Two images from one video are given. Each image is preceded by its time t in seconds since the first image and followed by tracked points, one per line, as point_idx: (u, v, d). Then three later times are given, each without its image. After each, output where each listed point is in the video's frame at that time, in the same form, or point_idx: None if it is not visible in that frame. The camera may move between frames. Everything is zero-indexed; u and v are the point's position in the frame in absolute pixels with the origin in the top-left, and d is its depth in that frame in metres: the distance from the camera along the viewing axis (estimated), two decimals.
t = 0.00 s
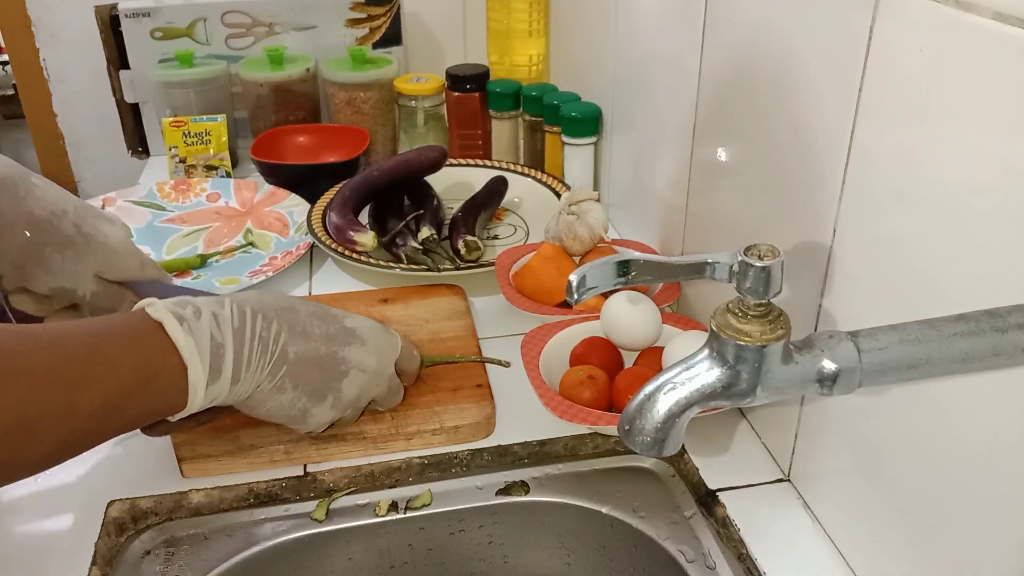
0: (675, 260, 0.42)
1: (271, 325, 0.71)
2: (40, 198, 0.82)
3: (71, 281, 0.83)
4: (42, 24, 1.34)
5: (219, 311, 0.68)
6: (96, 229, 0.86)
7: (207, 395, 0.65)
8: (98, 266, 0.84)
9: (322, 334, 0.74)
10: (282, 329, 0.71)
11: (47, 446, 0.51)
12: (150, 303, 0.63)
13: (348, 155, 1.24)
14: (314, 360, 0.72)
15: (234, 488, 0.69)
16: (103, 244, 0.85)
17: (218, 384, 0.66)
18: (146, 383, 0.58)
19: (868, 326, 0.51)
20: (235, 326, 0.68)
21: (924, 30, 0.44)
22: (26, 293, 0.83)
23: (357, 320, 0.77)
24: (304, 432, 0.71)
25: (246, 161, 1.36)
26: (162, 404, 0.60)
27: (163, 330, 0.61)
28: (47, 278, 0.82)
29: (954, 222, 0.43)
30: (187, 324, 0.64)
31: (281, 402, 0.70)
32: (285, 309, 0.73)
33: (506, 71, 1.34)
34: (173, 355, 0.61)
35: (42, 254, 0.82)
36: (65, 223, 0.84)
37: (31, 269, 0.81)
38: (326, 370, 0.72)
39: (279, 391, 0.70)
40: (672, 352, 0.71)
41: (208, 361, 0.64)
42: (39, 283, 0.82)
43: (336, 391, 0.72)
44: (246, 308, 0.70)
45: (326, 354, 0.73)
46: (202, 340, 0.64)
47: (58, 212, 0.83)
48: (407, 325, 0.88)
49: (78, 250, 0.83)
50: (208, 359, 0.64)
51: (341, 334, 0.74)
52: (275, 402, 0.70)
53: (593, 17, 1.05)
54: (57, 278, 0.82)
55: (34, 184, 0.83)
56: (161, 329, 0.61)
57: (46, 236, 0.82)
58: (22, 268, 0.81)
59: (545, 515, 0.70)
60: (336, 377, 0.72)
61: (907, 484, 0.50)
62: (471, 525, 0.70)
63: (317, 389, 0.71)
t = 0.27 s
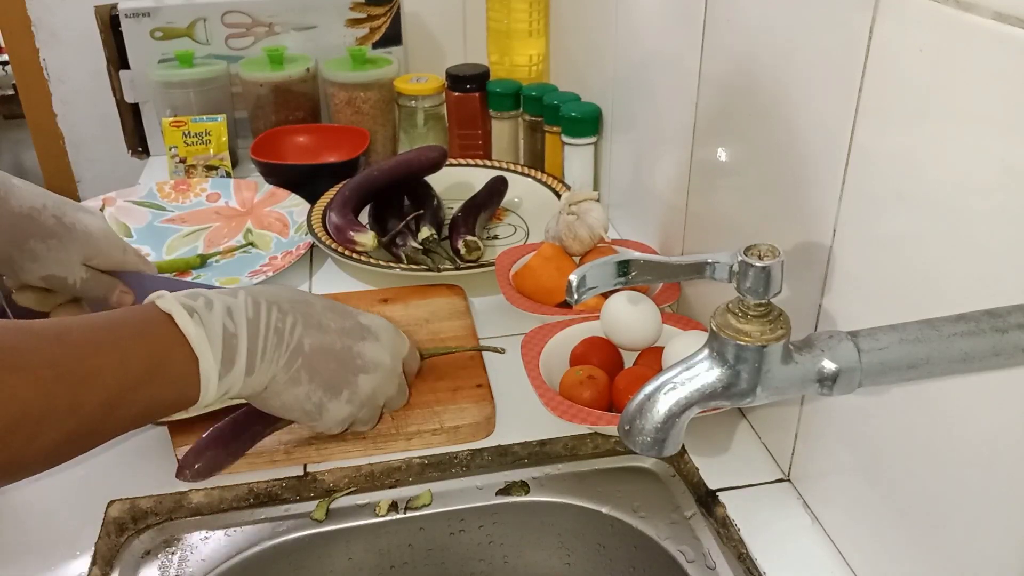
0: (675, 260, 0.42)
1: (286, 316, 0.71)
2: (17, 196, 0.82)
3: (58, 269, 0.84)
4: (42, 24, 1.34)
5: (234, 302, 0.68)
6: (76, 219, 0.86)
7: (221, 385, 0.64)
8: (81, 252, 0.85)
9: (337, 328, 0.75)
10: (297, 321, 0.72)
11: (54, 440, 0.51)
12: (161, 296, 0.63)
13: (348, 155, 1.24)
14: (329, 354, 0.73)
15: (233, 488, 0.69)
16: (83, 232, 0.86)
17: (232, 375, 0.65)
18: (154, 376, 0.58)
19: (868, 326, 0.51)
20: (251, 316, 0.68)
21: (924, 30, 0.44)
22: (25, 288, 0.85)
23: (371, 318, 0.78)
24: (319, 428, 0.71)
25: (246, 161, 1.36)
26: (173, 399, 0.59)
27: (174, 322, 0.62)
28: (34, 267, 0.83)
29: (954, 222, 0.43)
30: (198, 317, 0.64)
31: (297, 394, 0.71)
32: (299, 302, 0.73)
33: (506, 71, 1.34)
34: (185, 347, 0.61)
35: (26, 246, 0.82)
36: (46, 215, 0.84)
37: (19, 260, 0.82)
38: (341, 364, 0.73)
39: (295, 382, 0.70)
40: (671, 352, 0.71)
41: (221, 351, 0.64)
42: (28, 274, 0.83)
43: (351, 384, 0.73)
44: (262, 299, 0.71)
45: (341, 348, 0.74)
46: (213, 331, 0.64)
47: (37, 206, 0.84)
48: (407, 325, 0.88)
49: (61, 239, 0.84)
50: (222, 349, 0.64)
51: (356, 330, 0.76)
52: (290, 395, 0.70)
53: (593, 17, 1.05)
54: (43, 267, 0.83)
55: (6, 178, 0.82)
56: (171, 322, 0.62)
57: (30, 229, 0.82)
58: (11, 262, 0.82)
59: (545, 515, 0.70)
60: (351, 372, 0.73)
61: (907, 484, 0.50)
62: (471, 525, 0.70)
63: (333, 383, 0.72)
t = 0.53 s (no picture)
0: (675, 260, 0.42)
1: (280, 324, 0.70)
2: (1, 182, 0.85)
3: (35, 255, 0.83)
4: (42, 24, 1.34)
5: (227, 310, 0.67)
6: (58, 209, 0.88)
7: (211, 395, 0.64)
8: (63, 242, 0.85)
9: (332, 336, 0.74)
10: (291, 330, 0.71)
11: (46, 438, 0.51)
12: (155, 300, 0.63)
13: (348, 155, 1.24)
14: (324, 362, 0.72)
15: (234, 488, 0.69)
16: (66, 221, 0.87)
17: (222, 384, 0.64)
18: (150, 378, 0.58)
19: (868, 326, 0.51)
20: (243, 325, 0.68)
21: (924, 30, 0.44)
22: None
23: (368, 323, 0.77)
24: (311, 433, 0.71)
25: (246, 160, 1.36)
26: (169, 402, 0.59)
27: (167, 327, 0.61)
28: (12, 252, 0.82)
29: (954, 222, 0.43)
30: (192, 324, 0.63)
31: (290, 403, 0.70)
32: (294, 309, 0.72)
33: (506, 71, 1.34)
34: (177, 354, 0.60)
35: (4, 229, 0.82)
36: (27, 202, 0.86)
37: None
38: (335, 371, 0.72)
39: (287, 392, 0.70)
40: (671, 352, 0.71)
41: (212, 360, 0.63)
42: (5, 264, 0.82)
43: (345, 393, 0.72)
44: (256, 306, 0.70)
45: (336, 356, 0.72)
46: (205, 340, 0.63)
47: (19, 194, 0.86)
48: (407, 325, 0.88)
49: (41, 225, 0.85)
50: (214, 358, 0.64)
51: (352, 337, 0.74)
52: (282, 403, 0.70)
53: (593, 17, 1.05)
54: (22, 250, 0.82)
55: None
56: (164, 328, 0.61)
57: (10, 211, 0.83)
58: None
59: (545, 515, 0.70)
60: (346, 379, 0.72)
61: (907, 484, 0.50)
62: (471, 525, 0.70)
63: (326, 391, 0.71)
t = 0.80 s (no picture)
0: (675, 260, 0.42)
1: (286, 337, 0.71)
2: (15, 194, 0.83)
3: (56, 268, 0.83)
4: (42, 24, 1.34)
5: (236, 318, 0.67)
6: (76, 220, 0.87)
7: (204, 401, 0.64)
8: (80, 255, 0.84)
9: (335, 355, 0.73)
10: (295, 345, 0.71)
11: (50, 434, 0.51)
12: (171, 300, 0.63)
13: (348, 155, 1.24)
14: (320, 381, 0.72)
15: (234, 488, 0.69)
16: (83, 232, 0.86)
17: (219, 392, 0.66)
18: (154, 377, 0.58)
19: (868, 326, 0.51)
20: (249, 335, 0.68)
21: (924, 30, 0.44)
22: (13, 302, 0.82)
23: (376, 343, 0.76)
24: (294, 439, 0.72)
25: (246, 160, 1.36)
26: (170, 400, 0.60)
27: (177, 332, 0.61)
28: (33, 268, 0.82)
29: (954, 222, 0.43)
30: (201, 330, 0.63)
31: (279, 414, 0.70)
32: (303, 322, 0.72)
33: (506, 71, 1.34)
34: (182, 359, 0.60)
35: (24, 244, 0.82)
36: (44, 213, 0.85)
37: (15, 257, 0.81)
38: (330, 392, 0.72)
39: (277, 403, 0.70)
40: (671, 352, 0.71)
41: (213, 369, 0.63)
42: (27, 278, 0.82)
43: (336, 412, 0.72)
44: (266, 315, 0.70)
45: (333, 376, 0.72)
46: (211, 348, 0.64)
47: (36, 205, 0.85)
48: (407, 325, 0.88)
49: (60, 238, 0.84)
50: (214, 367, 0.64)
51: (355, 358, 0.74)
52: (272, 413, 0.70)
53: (593, 18, 1.05)
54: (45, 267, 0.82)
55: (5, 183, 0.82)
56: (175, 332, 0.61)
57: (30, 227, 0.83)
58: (7, 260, 0.80)
59: (545, 515, 0.70)
60: (338, 400, 0.72)
61: (907, 484, 0.50)
62: (471, 525, 0.70)
63: (317, 408, 0.71)
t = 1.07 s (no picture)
0: (675, 260, 0.42)
1: (269, 313, 0.71)
2: (25, 195, 0.84)
3: (66, 270, 0.82)
4: (42, 24, 1.34)
5: (214, 307, 0.68)
6: (85, 220, 0.87)
7: (213, 381, 0.64)
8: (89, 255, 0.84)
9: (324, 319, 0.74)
10: (281, 316, 0.71)
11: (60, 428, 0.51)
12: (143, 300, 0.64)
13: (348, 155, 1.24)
14: (318, 342, 0.72)
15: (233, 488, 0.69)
16: (93, 232, 0.85)
17: (222, 372, 0.65)
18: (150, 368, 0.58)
19: (868, 326, 0.51)
20: (234, 317, 0.68)
21: (924, 30, 0.44)
22: (25, 297, 0.84)
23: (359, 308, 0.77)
24: (326, 423, 0.70)
25: (246, 160, 1.36)
26: (172, 394, 0.60)
27: (158, 321, 0.62)
28: (43, 269, 0.82)
29: (954, 222, 0.43)
30: (181, 315, 0.64)
31: (294, 387, 0.70)
32: (280, 299, 0.73)
33: (506, 71, 1.34)
34: (171, 341, 0.61)
35: (35, 246, 0.82)
36: (53, 215, 0.85)
37: (26, 259, 0.81)
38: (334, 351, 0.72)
39: (288, 375, 0.69)
40: (671, 352, 0.71)
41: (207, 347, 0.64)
42: (38, 278, 0.82)
43: (346, 372, 0.71)
44: (242, 301, 0.71)
45: (331, 337, 0.72)
46: (198, 330, 0.64)
47: (46, 207, 0.85)
48: (407, 325, 0.88)
49: (71, 239, 0.84)
50: (210, 346, 0.65)
51: (342, 318, 0.75)
52: (287, 388, 0.69)
53: (593, 17, 1.05)
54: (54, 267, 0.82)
55: (18, 183, 0.84)
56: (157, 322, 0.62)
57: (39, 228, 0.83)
58: (16, 261, 0.81)
59: (545, 515, 0.70)
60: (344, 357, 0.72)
61: (907, 483, 0.50)
62: (471, 525, 0.70)
63: (328, 371, 0.71)
